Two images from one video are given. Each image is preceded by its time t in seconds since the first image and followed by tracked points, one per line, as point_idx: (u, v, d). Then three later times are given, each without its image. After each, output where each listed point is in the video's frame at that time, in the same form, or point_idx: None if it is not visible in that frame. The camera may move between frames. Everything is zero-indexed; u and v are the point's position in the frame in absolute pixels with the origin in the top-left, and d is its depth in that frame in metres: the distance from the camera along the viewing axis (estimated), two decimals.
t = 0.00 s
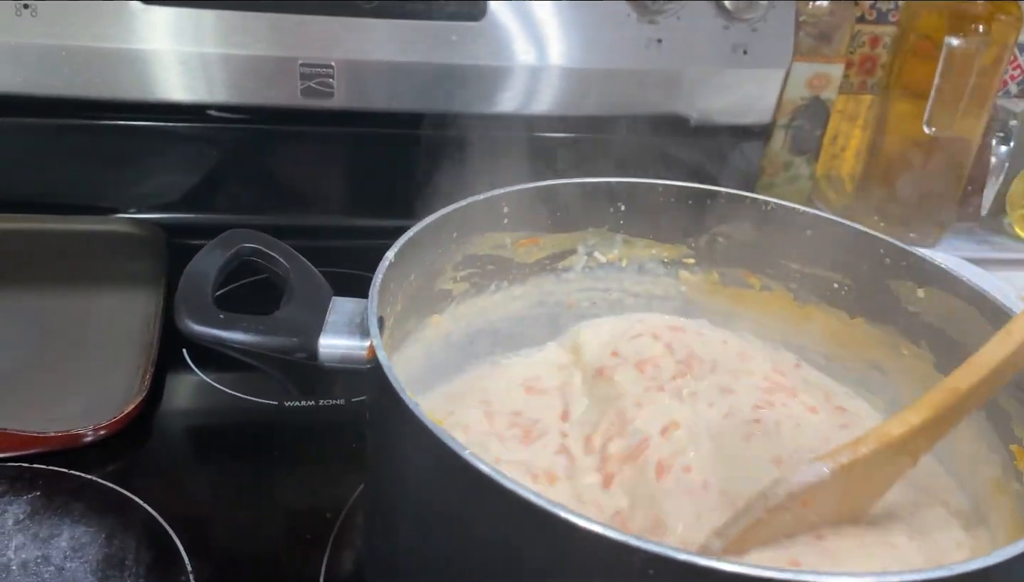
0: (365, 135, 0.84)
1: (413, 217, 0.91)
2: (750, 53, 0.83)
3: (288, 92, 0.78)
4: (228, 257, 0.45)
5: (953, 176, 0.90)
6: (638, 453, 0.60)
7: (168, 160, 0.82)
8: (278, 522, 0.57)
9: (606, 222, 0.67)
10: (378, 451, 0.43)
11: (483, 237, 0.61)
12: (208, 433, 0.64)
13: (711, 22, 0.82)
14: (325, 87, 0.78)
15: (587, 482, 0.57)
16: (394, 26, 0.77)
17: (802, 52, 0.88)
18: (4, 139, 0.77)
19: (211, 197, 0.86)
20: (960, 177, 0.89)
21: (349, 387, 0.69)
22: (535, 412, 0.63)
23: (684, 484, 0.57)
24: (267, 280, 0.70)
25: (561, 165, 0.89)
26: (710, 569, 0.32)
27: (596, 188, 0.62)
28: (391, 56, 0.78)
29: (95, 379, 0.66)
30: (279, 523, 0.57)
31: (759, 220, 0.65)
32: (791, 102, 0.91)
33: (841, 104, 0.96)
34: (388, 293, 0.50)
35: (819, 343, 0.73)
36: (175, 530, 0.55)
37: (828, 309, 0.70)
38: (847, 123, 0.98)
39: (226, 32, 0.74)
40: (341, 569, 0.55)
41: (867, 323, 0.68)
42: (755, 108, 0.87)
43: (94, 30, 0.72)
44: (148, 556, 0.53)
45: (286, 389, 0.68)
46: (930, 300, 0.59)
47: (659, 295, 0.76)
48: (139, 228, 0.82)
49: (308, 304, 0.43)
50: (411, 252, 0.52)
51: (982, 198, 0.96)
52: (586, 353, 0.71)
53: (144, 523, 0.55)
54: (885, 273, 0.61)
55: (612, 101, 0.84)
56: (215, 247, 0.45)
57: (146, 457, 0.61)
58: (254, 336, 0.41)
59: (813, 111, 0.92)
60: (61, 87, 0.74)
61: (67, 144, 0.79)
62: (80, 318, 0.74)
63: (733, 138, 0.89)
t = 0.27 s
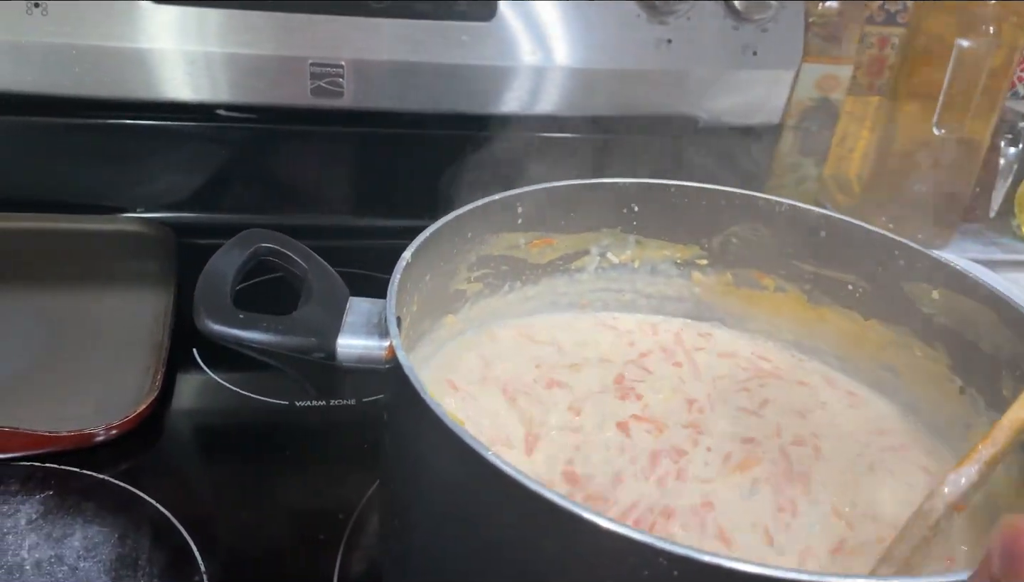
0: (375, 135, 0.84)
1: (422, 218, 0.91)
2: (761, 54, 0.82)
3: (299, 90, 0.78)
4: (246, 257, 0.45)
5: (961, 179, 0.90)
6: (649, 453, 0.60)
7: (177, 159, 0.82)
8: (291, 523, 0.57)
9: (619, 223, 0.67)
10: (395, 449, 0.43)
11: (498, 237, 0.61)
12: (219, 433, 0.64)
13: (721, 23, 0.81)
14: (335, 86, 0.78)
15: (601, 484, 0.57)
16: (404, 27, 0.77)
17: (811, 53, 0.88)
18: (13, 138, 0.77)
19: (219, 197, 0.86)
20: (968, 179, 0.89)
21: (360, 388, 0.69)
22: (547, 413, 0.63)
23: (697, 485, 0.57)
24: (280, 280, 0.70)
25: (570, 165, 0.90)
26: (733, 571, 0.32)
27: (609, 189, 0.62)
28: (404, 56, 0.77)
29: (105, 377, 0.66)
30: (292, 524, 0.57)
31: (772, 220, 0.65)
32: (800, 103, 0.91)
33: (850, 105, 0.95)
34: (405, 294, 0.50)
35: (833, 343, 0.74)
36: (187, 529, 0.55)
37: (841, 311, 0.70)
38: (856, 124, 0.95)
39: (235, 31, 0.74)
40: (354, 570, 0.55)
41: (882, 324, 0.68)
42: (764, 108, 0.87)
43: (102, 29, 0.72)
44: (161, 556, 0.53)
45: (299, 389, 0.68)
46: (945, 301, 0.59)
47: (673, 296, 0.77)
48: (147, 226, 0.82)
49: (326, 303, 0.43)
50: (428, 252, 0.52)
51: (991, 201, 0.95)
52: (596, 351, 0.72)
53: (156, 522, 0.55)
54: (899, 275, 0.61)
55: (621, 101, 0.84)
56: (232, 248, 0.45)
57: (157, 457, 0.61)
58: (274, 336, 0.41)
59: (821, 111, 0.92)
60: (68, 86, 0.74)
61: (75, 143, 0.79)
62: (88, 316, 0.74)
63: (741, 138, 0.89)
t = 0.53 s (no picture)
0: (382, 137, 0.84)
1: (429, 221, 0.91)
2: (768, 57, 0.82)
3: (307, 94, 0.77)
4: (262, 263, 0.48)
5: (965, 185, 0.91)
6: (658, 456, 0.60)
7: (185, 161, 0.82)
8: (304, 526, 0.57)
9: (629, 227, 0.68)
10: (410, 453, 0.43)
11: (509, 241, 0.62)
12: (229, 434, 0.64)
13: (729, 27, 0.81)
14: (344, 90, 0.77)
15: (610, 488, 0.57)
16: (414, 31, 0.76)
17: (818, 56, 0.88)
18: (22, 140, 0.77)
19: (227, 199, 0.86)
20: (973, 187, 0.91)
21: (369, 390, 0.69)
22: (555, 416, 0.63)
23: (705, 489, 0.58)
24: (291, 283, 0.71)
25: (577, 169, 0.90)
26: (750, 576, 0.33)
27: (618, 193, 0.62)
28: (414, 59, 0.77)
29: (115, 379, 0.67)
30: (304, 526, 0.57)
31: (781, 225, 0.65)
32: (806, 106, 0.91)
33: (854, 109, 0.93)
34: (419, 298, 0.51)
35: (840, 347, 0.74)
36: (200, 531, 0.55)
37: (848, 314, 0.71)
38: (860, 128, 0.94)
39: (244, 34, 0.73)
40: (366, 572, 0.55)
41: (889, 328, 0.68)
42: (771, 112, 0.87)
43: (109, 29, 0.71)
44: (174, 558, 0.53)
45: (309, 391, 0.69)
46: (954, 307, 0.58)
47: (684, 301, 0.78)
48: (155, 228, 0.82)
49: (342, 310, 0.45)
50: (442, 257, 0.53)
51: (996, 205, 0.95)
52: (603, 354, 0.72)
53: (168, 525, 0.55)
54: (907, 280, 0.61)
55: (627, 104, 0.84)
56: (249, 254, 0.48)
57: (168, 459, 0.61)
58: (293, 341, 0.43)
59: (826, 115, 0.91)
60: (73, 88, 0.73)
61: (83, 145, 0.79)
62: (97, 318, 0.74)
63: (747, 141, 0.89)
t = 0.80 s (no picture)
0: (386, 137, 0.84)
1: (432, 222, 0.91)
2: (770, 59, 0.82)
3: (312, 96, 0.77)
4: (269, 265, 0.48)
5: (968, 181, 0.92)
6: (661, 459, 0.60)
7: (189, 161, 0.82)
8: (308, 525, 0.57)
9: (633, 227, 0.68)
10: (416, 455, 0.43)
11: (514, 242, 0.62)
12: (234, 435, 0.64)
13: (731, 28, 0.81)
14: (348, 91, 0.77)
15: (614, 490, 0.57)
16: (417, 31, 0.76)
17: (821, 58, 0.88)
18: (27, 140, 0.78)
19: (230, 200, 0.86)
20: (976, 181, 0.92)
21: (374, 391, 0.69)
22: (558, 417, 0.64)
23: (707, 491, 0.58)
24: (295, 284, 0.71)
25: (580, 170, 0.90)
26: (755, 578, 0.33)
27: (622, 194, 0.63)
28: (417, 60, 0.77)
29: (119, 379, 0.67)
30: (309, 526, 0.57)
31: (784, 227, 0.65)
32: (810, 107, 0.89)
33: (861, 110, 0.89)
34: (424, 301, 0.51)
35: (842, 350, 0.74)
36: (205, 532, 0.55)
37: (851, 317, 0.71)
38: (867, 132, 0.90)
39: (248, 34, 0.73)
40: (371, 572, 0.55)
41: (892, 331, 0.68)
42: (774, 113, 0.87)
43: (112, 29, 0.71)
44: (179, 559, 0.53)
45: (313, 392, 0.69)
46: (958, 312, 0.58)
47: (688, 301, 0.79)
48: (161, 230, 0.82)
49: (349, 310, 0.46)
50: (447, 259, 0.53)
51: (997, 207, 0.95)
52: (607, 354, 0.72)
53: (173, 525, 0.55)
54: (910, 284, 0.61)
55: (630, 105, 0.83)
56: (256, 255, 0.48)
57: (172, 460, 0.61)
58: (299, 341, 0.43)
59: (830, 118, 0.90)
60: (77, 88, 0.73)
61: (87, 145, 0.79)
62: (101, 318, 0.74)
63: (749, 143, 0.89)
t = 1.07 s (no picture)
0: (388, 135, 0.84)
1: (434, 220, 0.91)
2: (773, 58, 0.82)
3: (313, 93, 0.77)
4: (271, 262, 0.48)
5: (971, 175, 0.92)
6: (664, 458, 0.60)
7: (190, 159, 0.82)
8: (310, 525, 0.57)
9: (636, 225, 0.68)
10: (419, 454, 0.43)
11: (517, 241, 0.62)
12: (235, 434, 0.64)
13: (734, 26, 0.81)
14: (350, 89, 0.77)
15: (616, 489, 0.57)
16: (419, 28, 0.76)
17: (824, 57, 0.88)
18: (26, 139, 0.77)
19: (231, 198, 0.86)
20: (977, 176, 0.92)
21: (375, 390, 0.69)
22: (560, 415, 0.63)
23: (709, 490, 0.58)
24: (296, 281, 0.71)
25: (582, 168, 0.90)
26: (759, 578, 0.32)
27: (625, 192, 0.63)
28: (419, 57, 0.76)
29: (120, 378, 0.66)
30: (310, 526, 0.57)
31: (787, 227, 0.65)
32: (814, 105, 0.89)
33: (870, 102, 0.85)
34: (426, 298, 0.51)
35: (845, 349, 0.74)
36: (206, 532, 0.55)
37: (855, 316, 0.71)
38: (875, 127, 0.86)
39: (250, 31, 0.73)
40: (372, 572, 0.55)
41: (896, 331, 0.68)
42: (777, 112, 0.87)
43: (112, 26, 0.70)
44: (180, 558, 0.53)
45: (314, 391, 0.68)
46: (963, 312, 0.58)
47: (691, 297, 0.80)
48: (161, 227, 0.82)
49: (352, 307, 0.45)
50: (450, 256, 0.53)
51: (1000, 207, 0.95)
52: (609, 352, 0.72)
53: (174, 524, 0.55)
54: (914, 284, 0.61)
55: (632, 103, 0.83)
56: (258, 252, 0.48)
57: (173, 459, 0.61)
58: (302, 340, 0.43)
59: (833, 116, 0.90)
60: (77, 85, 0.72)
61: (87, 143, 0.78)
62: (102, 316, 0.74)
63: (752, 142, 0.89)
